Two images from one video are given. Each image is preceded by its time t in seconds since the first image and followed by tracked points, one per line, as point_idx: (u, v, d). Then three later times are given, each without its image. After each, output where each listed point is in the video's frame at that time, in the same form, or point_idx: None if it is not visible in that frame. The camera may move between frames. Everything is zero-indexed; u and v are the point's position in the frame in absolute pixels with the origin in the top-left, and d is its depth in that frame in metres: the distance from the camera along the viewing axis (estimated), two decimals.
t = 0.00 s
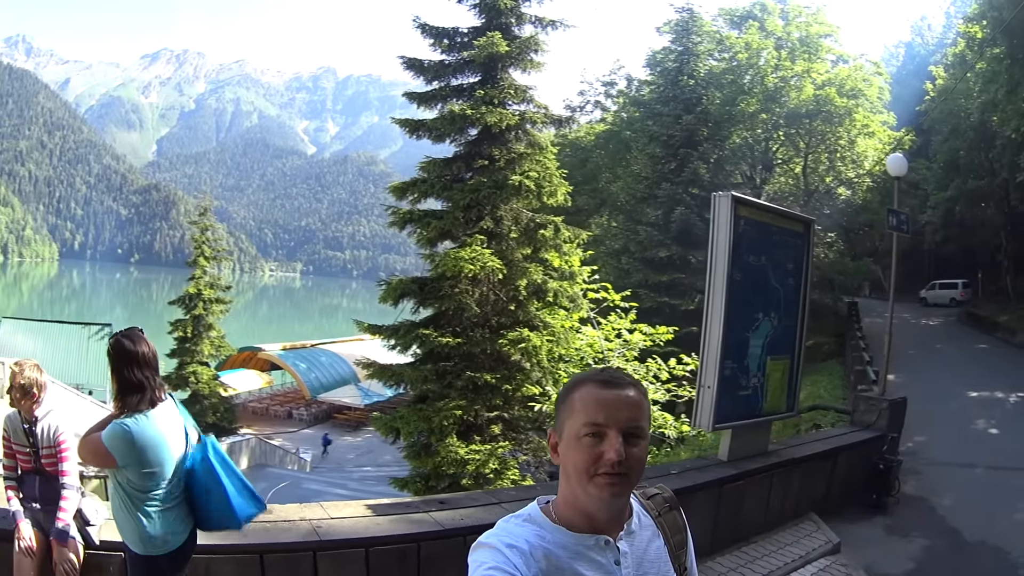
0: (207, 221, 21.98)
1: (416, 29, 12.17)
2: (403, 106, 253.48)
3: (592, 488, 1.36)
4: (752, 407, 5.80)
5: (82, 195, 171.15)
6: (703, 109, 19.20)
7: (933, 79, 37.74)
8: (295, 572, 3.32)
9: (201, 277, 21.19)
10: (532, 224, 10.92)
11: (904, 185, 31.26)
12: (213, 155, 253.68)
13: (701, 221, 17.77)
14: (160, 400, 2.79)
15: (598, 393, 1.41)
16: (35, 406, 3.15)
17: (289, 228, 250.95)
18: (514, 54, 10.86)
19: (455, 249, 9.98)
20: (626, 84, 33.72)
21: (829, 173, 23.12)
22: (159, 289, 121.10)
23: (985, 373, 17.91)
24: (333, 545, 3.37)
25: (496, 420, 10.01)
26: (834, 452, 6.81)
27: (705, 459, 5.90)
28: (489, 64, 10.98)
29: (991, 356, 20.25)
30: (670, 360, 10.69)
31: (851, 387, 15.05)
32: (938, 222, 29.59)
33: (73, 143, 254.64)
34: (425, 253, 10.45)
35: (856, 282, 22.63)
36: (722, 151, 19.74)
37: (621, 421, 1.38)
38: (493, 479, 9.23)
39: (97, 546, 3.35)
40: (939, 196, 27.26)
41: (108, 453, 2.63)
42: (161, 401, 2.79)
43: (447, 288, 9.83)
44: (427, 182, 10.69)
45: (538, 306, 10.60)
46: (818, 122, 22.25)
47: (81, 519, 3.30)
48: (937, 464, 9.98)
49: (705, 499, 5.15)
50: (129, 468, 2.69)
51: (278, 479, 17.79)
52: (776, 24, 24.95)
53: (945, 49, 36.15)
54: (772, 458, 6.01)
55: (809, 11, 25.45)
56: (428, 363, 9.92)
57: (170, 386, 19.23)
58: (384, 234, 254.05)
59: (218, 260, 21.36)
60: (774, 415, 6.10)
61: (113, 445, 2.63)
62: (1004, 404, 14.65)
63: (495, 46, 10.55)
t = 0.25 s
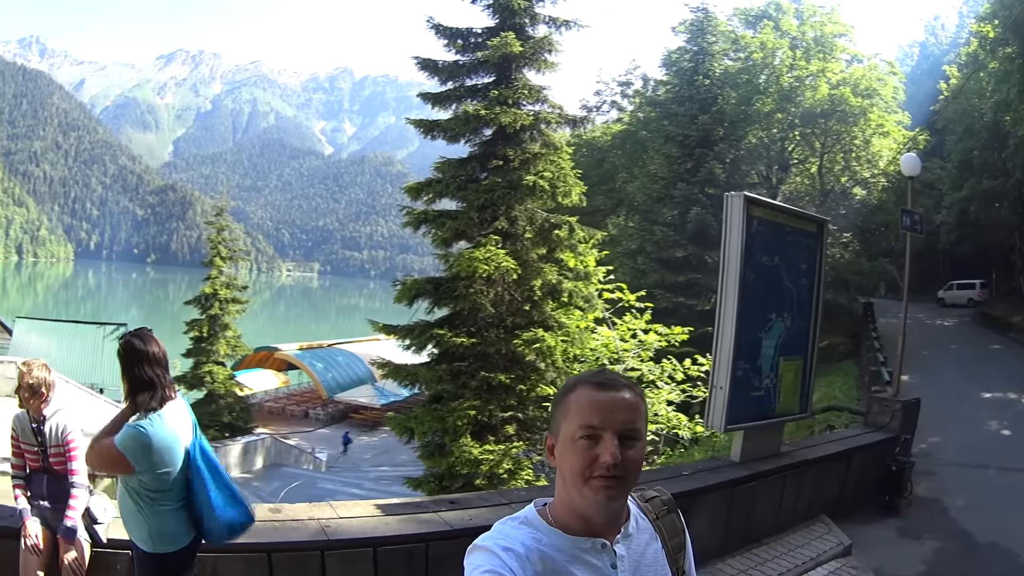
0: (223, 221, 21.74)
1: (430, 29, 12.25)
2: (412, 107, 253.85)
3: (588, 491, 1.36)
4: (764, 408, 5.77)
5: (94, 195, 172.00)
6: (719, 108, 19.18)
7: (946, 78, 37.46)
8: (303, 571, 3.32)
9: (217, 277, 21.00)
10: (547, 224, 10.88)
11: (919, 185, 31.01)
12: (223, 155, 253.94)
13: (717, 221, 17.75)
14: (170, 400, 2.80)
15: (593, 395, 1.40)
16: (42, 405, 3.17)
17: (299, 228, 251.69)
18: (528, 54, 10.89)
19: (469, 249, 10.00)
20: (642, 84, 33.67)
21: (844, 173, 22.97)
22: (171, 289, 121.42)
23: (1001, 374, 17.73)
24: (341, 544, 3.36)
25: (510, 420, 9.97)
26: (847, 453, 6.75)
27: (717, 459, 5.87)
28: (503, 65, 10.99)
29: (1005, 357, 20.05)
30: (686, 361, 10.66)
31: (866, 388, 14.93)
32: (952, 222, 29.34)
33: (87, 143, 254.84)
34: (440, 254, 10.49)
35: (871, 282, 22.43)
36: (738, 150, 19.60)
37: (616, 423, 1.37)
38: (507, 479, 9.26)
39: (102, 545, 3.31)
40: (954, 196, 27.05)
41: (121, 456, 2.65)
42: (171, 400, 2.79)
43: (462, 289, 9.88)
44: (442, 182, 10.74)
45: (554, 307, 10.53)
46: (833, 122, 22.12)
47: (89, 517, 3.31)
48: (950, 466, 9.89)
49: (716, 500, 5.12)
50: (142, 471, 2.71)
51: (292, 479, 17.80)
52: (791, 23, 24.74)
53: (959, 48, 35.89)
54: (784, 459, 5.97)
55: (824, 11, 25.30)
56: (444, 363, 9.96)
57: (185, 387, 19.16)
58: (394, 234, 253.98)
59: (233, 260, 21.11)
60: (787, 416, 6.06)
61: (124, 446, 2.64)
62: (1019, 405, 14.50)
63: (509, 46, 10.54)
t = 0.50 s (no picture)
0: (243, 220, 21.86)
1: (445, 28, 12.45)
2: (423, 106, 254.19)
3: (587, 492, 1.36)
4: (779, 407, 5.73)
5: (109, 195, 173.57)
6: (736, 106, 19.42)
7: (963, 75, 37.10)
8: (314, 569, 3.32)
9: (236, 276, 21.05)
10: (564, 222, 10.88)
11: (936, 183, 30.72)
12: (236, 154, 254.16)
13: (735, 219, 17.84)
14: (179, 398, 2.81)
15: (593, 397, 1.40)
16: (55, 404, 3.20)
17: (311, 228, 252.71)
18: (543, 53, 10.93)
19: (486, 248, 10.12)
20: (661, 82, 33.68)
21: (862, 170, 22.82)
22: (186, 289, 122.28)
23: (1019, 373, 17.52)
24: (352, 543, 3.37)
25: (527, 419, 9.96)
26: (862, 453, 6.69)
27: (731, 459, 5.84)
28: (519, 64, 11.07)
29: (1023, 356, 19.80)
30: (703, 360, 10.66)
31: (882, 387, 14.83)
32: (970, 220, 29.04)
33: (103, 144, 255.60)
34: (457, 252, 10.56)
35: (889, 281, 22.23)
36: (756, 148, 19.77)
37: (616, 425, 1.37)
38: (524, 478, 9.19)
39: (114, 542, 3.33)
40: (971, 193, 26.79)
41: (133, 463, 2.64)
42: (180, 398, 2.81)
43: (478, 287, 9.96)
44: (458, 181, 10.77)
45: (571, 305, 10.54)
46: (850, 119, 21.93)
47: (100, 515, 3.32)
48: (966, 465, 9.79)
49: (730, 499, 5.08)
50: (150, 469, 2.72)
51: (310, 477, 17.90)
52: (808, 21, 24.54)
53: (976, 45, 35.56)
54: (799, 459, 5.92)
55: (840, 8, 25.13)
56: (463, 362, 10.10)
57: (204, 385, 19.27)
58: (405, 233, 254.18)
59: (252, 258, 21.07)
60: (802, 415, 6.02)
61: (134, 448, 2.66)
62: None
63: (524, 45, 10.62)
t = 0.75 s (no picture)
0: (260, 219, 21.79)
1: (459, 25, 12.51)
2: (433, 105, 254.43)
3: (588, 492, 1.35)
4: (795, 404, 5.70)
5: (124, 196, 175.05)
6: (753, 101, 19.05)
7: (979, 68, 36.70)
8: (326, 567, 3.33)
9: (254, 274, 20.97)
10: (581, 219, 10.79)
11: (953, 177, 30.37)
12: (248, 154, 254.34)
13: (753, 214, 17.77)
14: (188, 397, 2.84)
15: (594, 397, 1.40)
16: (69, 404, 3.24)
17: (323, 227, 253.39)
18: (558, 49, 10.91)
19: (503, 246, 10.14)
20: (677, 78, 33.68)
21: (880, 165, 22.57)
22: (202, 289, 123.06)
23: None
24: (364, 540, 3.38)
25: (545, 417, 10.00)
26: (878, 450, 6.63)
27: (747, 456, 5.81)
28: (534, 60, 11.04)
29: None
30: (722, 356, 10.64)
31: (900, 382, 14.71)
32: (988, 214, 28.70)
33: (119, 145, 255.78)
34: (474, 250, 10.63)
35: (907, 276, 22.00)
36: (775, 143, 19.70)
37: (617, 425, 1.37)
38: (542, 475, 9.28)
39: (126, 540, 3.35)
40: (987, 188, 26.50)
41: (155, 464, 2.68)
42: (188, 398, 2.83)
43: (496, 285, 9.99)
44: (475, 178, 10.77)
45: (589, 303, 10.46)
46: (867, 114, 21.68)
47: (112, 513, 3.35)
48: (982, 462, 9.69)
49: (744, 497, 5.06)
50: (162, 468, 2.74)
51: (327, 475, 18.22)
52: (823, 15, 24.29)
53: (990, 38, 35.21)
54: (815, 456, 5.87)
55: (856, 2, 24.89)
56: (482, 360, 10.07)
57: (223, 383, 19.36)
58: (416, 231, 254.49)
59: (271, 257, 21.03)
60: (818, 412, 5.97)
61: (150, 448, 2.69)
62: None
63: (539, 41, 10.57)
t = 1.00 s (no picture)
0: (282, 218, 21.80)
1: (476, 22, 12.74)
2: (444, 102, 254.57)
3: (592, 491, 1.35)
4: (812, 399, 5.66)
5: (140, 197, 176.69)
6: (771, 95, 19.65)
7: (996, 61, 36.22)
8: (339, 563, 3.34)
9: (276, 273, 21.09)
10: (599, 215, 10.77)
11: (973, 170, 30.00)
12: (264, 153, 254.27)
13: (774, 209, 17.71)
14: (200, 395, 2.86)
15: (597, 394, 1.40)
16: (84, 403, 3.28)
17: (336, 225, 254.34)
18: (575, 45, 10.90)
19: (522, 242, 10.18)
20: (697, 73, 33.52)
21: (898, 159, 22.30)
22: (219, 287, 124.18)
23: None
24: (377, 537, 3.38)
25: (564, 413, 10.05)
26: (896, 446, 6.56)
27: (763, 452, 5.77)
28: (551, 57, 11.03)
29: None
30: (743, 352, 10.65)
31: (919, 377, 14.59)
32: (1008, 208, 28.31)
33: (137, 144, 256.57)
34: (493, 247, 10.63)
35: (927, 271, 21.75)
36: (794, 138, 19.81)
37: (621, 422, 1.37)
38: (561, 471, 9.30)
39: (140, 537, 3.37)
40: (1007, 181, 26.15)
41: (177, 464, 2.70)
42: (201, 396, 2.86)
43: (515, 281, 10.18)
44: (494, 174, 10.76)
45: (609, 298, 10.49)
46: (885, 108, 21.42)
47: (127, 510, 3.38)
48: (1001, 458, 9.58)
49: (759, 494, 5.03)
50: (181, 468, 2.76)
51: (350, 472, 18.23)
52: (841, 9, 24.04)
53: (1007, 31, 34.82)
54: (832, 452, 5.82)
55: None
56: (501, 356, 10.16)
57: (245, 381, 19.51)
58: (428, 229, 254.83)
59: (293, 255, 21.12)
60: (835, 408, 5.92)
61: (173, 449, 2.70)
62: None
63: (555, 37, 10.61)
